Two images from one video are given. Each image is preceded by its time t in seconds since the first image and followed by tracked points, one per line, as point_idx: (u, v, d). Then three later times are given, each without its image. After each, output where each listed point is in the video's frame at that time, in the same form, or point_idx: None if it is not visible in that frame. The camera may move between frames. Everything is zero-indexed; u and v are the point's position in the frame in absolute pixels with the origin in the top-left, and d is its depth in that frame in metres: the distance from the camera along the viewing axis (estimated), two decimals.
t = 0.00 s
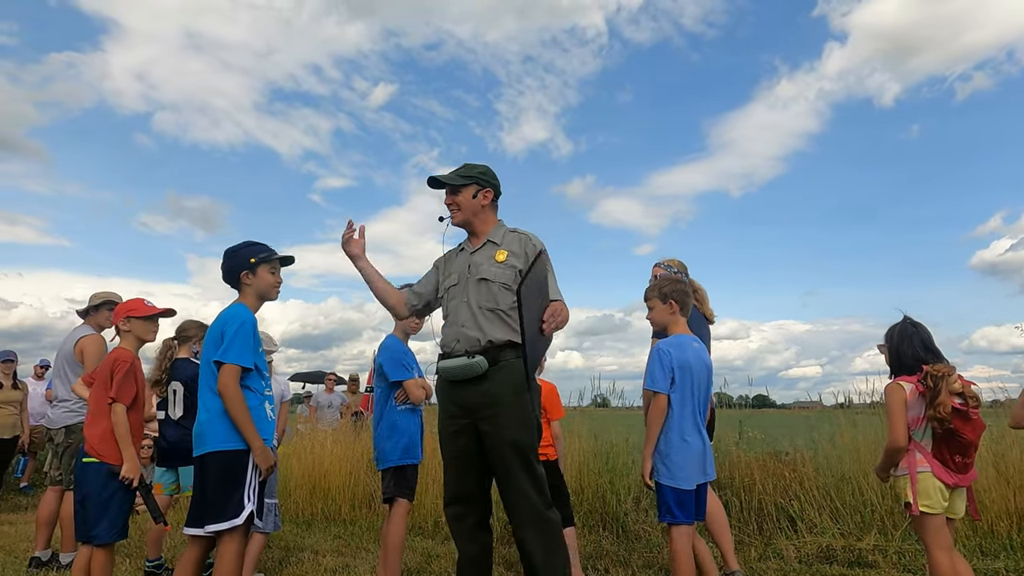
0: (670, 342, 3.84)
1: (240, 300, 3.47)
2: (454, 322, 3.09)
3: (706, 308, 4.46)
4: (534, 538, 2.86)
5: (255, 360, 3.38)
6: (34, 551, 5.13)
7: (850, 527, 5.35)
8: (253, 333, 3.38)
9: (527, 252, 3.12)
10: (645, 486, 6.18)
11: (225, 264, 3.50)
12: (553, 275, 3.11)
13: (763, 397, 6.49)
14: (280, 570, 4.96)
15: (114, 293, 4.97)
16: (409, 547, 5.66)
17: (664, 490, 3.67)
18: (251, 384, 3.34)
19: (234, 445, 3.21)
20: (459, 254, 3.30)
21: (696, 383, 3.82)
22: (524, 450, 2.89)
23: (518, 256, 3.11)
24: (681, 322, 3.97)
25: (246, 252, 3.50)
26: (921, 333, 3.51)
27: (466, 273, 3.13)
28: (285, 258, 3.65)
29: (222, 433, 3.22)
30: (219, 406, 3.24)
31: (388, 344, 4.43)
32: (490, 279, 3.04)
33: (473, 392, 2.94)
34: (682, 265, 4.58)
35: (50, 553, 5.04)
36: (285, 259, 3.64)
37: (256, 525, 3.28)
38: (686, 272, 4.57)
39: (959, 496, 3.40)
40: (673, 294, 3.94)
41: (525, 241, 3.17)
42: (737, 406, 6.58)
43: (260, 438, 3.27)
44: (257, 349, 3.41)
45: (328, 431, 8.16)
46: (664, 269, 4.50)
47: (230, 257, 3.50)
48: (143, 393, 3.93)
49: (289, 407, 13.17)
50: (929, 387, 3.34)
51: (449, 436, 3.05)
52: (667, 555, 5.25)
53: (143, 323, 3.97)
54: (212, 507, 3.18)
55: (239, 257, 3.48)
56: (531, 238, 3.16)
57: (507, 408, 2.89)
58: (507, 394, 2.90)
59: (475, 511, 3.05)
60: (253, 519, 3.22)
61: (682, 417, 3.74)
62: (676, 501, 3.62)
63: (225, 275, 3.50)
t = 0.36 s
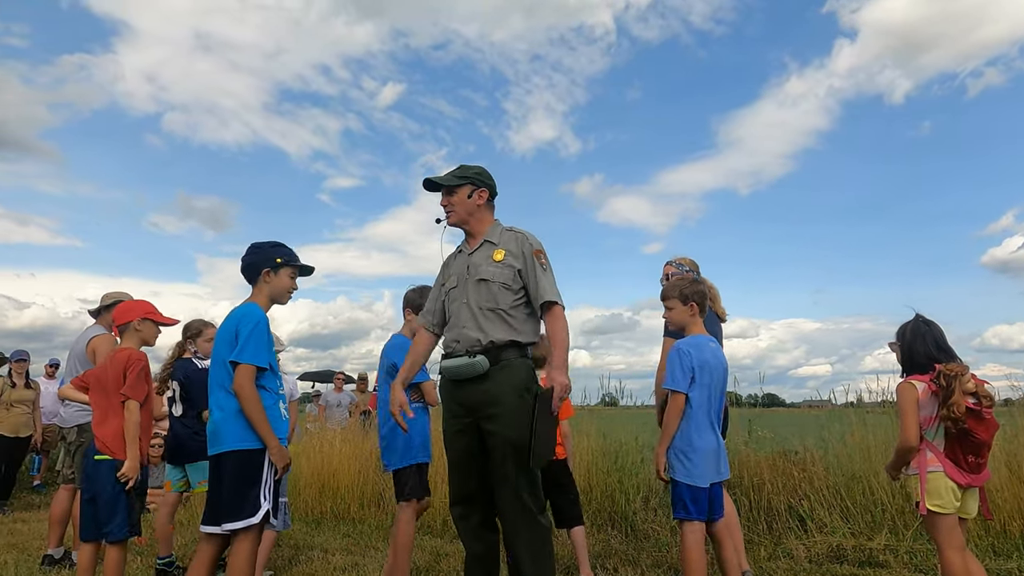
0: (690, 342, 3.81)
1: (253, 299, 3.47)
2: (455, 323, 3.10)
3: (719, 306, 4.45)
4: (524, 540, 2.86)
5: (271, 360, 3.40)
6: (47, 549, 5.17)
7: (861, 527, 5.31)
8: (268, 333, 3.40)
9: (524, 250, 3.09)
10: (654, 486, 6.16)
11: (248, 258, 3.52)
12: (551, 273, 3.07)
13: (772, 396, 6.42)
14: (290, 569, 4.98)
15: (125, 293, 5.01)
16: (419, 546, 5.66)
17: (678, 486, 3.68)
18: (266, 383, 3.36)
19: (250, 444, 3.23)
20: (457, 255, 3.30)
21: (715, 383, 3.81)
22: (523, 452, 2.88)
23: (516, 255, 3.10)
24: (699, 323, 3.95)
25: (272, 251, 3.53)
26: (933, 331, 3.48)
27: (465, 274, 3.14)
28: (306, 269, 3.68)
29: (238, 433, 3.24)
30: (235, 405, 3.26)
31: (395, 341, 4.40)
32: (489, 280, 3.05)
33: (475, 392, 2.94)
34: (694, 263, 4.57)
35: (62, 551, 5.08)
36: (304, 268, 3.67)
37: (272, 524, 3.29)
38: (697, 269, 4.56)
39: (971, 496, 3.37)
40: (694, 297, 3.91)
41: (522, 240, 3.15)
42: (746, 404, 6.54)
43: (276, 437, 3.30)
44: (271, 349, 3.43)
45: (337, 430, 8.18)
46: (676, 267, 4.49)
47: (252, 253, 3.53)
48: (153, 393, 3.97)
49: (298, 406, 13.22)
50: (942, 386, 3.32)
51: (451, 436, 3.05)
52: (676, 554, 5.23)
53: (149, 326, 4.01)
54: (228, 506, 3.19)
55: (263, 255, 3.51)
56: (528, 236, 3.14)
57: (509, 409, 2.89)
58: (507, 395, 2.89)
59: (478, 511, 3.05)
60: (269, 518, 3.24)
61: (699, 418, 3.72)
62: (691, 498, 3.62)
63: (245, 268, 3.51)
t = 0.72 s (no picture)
0: (709, 341, 3.81)
1: (266, 296, 3.50)
2: (466, 318, 3.10)
3: (732, 303, 4.44)
4: (532, 538, 2.87)
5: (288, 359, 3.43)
6: (59, 545, 5.21)
7: (870, 525, 5.29)
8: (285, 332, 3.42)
9: (540, 248, 3.09)
10: (661, 483, 6.16)
11: (259, 256, 3.54)
12: (567, 270, 3.06)
13: (779, 394, 6.45)
14: (299, 565, 5.01)
15: (134, 291, 5.05)
16: (427, 543, 5.69)
17: (692, 485, 3.64)
18: (284, 382, 3.39)
19: (267, 442, 3.26)
20: (471, 250, 3.30)
21: (728, 384, 3.84)
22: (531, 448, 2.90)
23: (531, 253, 3.11)
24: (711, 322, 3.95)
25: (283, 248, 3.55)
26: (945, 328, 3.46)
27: (479, 270, 3.14)
28: (317, 264, 3.69)
29: (256, 431, 3.26)
30: (254, 403, 3.29)
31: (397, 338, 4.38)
32: (502, 276, 3.05)
33: (485, 390, 2.94)
34: (707, 260, 4.56)
35: (74, 547, 5.12)
36: (316, 265, 3.68)
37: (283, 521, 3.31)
38: (709, 266, 4.55)
39: (982, 495, 3.35)
40: (710, 296, 3.91)
41: (537, 237, 3.15)
42: (754, 401, 6.51)
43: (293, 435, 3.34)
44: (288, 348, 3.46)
45: (345, 428, 8.21)
46: (688, 264, 4.48)
47: (264, 251, 3.54)
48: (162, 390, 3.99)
49: (305, 403, 13.27)
50: (954, 384, 3.30)
51: (460, 433, 3.05)
52: (683, 552, 5.23)
53: (156, 324, 4.03)
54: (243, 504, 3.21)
55: (274, 253, 3.52)
56: (544, 233, 3.13)
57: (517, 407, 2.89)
58: (516, 394, 2.89)
59: (486, 508, 3.05)
60: (282, 516, 3.26)
61: (714, 417, 3.72)
62: (707, 495, 3.61)
63: (256, 267, 3.52)
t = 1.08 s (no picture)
0: (715, 341, 3.80)
1: (269, 295, 3.51)
2: (475, 311, 3.10)
3: (742, 301, 4.43)
4: (537, 537, 2.86)
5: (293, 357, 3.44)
6: (64, 543, 5.23)
7: (875, 525, 5.27)
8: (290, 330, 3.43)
9: (553, 245, 3.06)
10: (665, 482, 6.16)
11: (259, 255, 3.54)
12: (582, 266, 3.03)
13: (784, 393, 6.44)
14: (303, 564, 5.02)
15: (140, 290, 5.05)
16: (426, 542, 5.69)
17: (695, 484, 3.64)
18: (290, 381, 3.40)
19: (273, 441, 3.27)
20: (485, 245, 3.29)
21: (733, 382, 3.84)
22: (535, 447, 2.88)
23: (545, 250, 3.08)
24: (715, 321, 3.95)
25: (279, 245, 3.54)
26: (953, 327, 3.45)
27: (491, 265, 3.13)
28: (317, 255, 3.69)
29: (262, 430, 3.26)
30: (259, 402, 3.29)
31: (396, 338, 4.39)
32: (513, 271, 3.03)
33: (490, 387, 2.95)
34: (716, 259, 4.54)
35: (79, 545, 5.14)
36: (315, 256, 3.67)
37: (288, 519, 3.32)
38: (718, 265, 4.53)
39: (990, 495, 3.34)
40: (715, 295, 3.91)
41: (552, 233, 3.12)
42: (757, 400, 6.51)
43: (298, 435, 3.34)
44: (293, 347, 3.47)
45: (349, 426, 8.23)
46: (698, 262, 4.46)
47: (263, 250, 3.54)
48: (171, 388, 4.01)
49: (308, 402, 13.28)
50: (963, 384, 3.28)
51: (466, 430, 3.06)
52: (687, 551, 5.22)
53: (164, 322, 4.05)
54: (248, 502, 3.22)
55: (271, 251, 3.52)
56: (559, 229, 3.09)
57: (522, 404, 2.89)
58: (522, 391, 2.89)
59: (492, 505, 3.05)
60: (288, 515, 3.26)
61: (719, 415, 3.72)
62: (711, 495, 3.61)
63: (257, 266, 3.53)
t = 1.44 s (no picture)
0: (718, 344, 3.79)
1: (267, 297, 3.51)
2: (482, 318, 3.10)
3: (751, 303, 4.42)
4: (543, 542, 2.84)
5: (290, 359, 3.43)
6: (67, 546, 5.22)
7: (880, 529, 5.23)
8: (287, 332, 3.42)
9: (557, 248, 3.05)
10: (668, 486, 6.14)
11: (251, 262, 3.56)
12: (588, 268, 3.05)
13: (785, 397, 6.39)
14: (306, 567, 5.01)
15: (143, 293, 5.06)
16: (429, 545, 5.68)
17: (698, 487, 3.63)
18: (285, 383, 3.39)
19: (270, 444, 3.26)
20: (490, 249, 3.30)
21: (737, 386, 3.83)
22: (544, 451, 2.87)
23: (549, 252, 3.07)
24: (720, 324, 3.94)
25: (269, 249, 3.54)
26: (959, 330, 3.43)
27: (496, 270, 3.13)
28: (308, 252, 3.69)
29: (258, 433, 3.26)
30: (256, 404, 3.29)
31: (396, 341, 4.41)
32: (518, 276, 3.03)
33: (499, 391, 2.94)
34: (725, 263, 4.53)
35: (81, 548, 5.13)
36: (306, 252, 3.66)
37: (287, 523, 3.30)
38: (727, 269, 4.53)
39: (997, 499, 3.32)
40: (719, 298, 3.90)
41: (556, 236, 3.11)
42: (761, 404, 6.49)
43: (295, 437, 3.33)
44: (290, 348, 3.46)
45: (351, 430, 8.22)
46: (707, 266, 4.46)
47: (255, 256, 3.55)
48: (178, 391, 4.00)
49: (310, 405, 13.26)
50: (970, 388, 3.26)
51: (474, 433, 3.05)
52: (691, 556, 5.19)
53: (173, 325, 4.04)
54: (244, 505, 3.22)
55: (262, 255, 3.53)
56: (564, 232, 3.10)
57: (531, 408, 2.88)
58: (530, 394, 2.88)
59: (499, 509, 3.04)
60: (285, 518, 3.25)
61: (721, 419, 3.70)
62: (714, 498, 3.58)
63: (251, 272, 3.54)
